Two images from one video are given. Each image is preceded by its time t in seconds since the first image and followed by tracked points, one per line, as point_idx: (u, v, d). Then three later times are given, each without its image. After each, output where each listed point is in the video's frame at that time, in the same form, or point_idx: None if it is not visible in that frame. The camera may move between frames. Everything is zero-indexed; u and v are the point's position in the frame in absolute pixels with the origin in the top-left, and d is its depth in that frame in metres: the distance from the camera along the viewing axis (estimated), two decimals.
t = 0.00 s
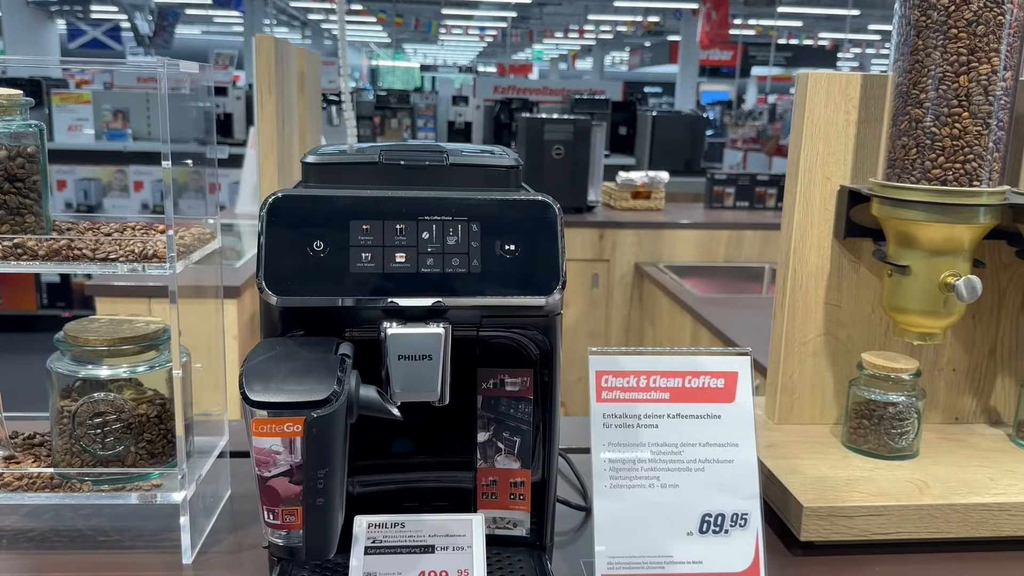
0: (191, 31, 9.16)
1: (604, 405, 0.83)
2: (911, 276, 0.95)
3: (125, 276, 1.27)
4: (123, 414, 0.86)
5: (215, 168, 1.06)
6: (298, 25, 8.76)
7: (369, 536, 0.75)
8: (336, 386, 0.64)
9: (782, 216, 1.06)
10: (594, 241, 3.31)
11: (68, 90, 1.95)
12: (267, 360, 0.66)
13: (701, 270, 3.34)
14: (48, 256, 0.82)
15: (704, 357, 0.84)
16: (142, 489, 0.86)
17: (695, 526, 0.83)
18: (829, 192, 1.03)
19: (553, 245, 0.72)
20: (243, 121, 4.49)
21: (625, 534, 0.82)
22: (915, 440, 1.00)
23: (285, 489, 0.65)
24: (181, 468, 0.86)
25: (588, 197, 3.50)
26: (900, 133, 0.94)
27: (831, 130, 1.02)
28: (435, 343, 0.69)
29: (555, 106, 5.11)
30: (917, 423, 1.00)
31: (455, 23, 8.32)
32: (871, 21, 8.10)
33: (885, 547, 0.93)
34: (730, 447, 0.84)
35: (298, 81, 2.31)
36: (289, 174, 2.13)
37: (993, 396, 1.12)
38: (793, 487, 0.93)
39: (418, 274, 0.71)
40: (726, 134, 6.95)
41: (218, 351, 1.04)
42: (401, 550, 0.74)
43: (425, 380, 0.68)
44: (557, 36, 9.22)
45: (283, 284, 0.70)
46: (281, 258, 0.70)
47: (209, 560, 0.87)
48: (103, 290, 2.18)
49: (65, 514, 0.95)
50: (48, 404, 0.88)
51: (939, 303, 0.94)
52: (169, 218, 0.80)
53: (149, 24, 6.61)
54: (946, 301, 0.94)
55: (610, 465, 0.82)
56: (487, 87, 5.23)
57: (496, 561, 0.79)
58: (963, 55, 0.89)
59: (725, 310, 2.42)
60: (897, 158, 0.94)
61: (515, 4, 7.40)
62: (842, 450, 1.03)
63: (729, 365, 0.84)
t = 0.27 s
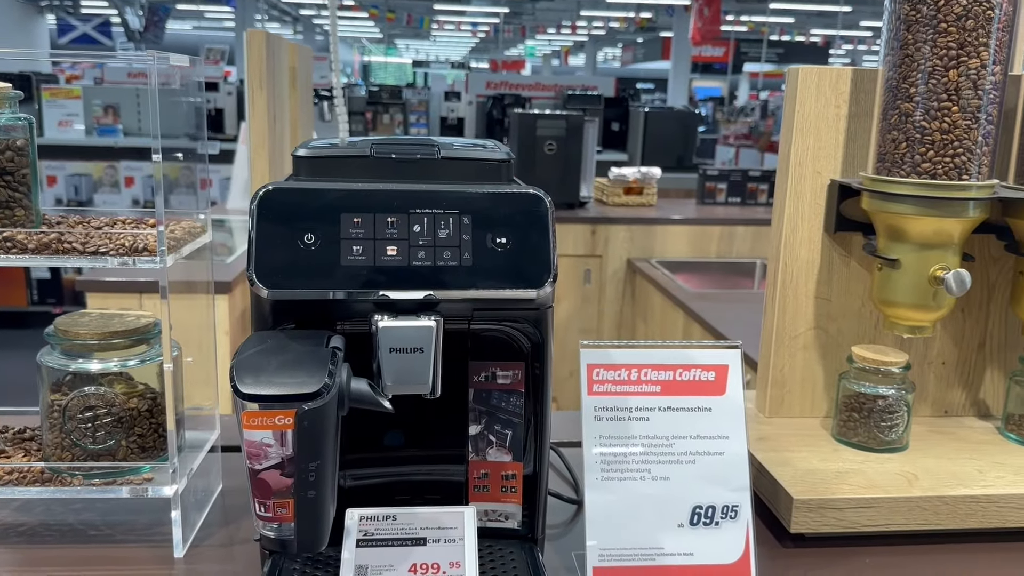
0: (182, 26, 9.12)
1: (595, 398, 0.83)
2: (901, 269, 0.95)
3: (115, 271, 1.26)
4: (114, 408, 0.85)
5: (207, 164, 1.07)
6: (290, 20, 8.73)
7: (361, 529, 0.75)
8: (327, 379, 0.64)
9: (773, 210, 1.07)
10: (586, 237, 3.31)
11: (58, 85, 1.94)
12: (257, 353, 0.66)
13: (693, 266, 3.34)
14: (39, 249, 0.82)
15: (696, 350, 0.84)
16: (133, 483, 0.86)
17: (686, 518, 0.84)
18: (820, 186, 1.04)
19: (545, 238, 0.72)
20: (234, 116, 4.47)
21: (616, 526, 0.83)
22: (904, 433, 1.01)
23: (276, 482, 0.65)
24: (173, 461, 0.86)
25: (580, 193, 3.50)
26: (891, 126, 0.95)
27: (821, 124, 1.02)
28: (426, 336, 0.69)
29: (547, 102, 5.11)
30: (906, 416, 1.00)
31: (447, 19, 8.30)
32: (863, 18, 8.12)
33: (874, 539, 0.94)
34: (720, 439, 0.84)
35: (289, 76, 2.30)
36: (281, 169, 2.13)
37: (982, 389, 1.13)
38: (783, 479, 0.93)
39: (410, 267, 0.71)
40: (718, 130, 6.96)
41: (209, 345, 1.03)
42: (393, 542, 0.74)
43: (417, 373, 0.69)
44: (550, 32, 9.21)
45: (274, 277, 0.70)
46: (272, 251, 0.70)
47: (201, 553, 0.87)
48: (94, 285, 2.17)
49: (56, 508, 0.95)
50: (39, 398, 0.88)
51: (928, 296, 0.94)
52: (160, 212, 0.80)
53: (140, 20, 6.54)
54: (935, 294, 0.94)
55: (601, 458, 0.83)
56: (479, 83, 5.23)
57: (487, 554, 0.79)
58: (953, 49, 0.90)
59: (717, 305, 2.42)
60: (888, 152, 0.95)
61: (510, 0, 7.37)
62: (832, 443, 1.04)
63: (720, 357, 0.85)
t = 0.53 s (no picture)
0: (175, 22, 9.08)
1: (591, 391, 0.84)
2: (894, 262, 0.96)
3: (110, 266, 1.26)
4: (110, 402, 0.85)
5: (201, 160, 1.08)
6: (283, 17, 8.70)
7: (358, 521, 0.75)
8: (325, 371, 0.64)
9: (767, 204, 1.07)
10: (580, 233, 3.32)
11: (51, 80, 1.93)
12: (255, 346, 0.66)
13: (687, 262, 3.35)
14: (35, 243, 0.82)
15: (690, 342, 0.85)
16: (128, 477, 0.86)
17: (681, 510, 0.84)
18: (814, 180, 1.04)
19: (541, 232, 0.72)
20: (227, 112, 4.46)
21: (612, 518, 0.83)
22: (898, 425, 1.01)
23: (274, 475, 0.66)
24: (167, 456, 0.86)
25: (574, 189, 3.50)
26: (884, 121, 0.95)
27: (815, 118, 1.03)
28: (423, 328, 0.69)
29: (541, 98, 5.11)
30: (899, 408, 1.01)
31: (441, 15, 8.29)
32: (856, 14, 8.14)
33: (868, 530, 0.94)
34: (715, 432, 0.85)
35: (283, 71, 2.30)
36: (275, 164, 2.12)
37: (975, 382, 1.13)
38: (778, 472, 0.94)
39: (406, 260, 0.71)
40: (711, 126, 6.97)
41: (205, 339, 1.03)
42: (390, 534, 0.75)
43: (414, 366, 0.69)
44: (544, 29, 9.21)
45: (271, 270, 0.70)
46: (269, 244, 0.70)
47: (198, 547, 0.87)
48: (87, 281, 2.16)
49: (52, 502, 0.94)
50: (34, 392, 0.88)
51: (921, 289, 0.95)
52: (155, 206, 0.79)
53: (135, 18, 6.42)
54: (929, 287, 0.95)
55: (597, 450, 0.83)
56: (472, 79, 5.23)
57: (484, 545, 0.80)
58: (946, 43, 0.90)
59: (710, 300, 2.43)
60: (881, 146, 0.95)
61: None
62: (826, 436, 1.04)
63: (714, 351, 0.86)
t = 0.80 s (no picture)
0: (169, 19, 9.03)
1: (590, 383, 0.84)
2: (891, 255, 0.96)
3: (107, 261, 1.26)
4: (111, 395, 0.86)
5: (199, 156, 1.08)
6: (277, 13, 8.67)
7: (360, 512, 0.76)
8: (327, 363, 0.65)
9: (764, 198, 1.08)
10: (576, 228, 3.32)
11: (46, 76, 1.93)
12: (257, 338, 0.67)
13: (682, 257, 3.36)
14: (36, 237, 0.82)
15: (687, 335, 0.86)
16: (130, 470, 0.86)
17: (679, 501, 0.85)
18: (810, 174, 1.05)
19: (541, 224, 0.73)
20: (222, 108, 4.44)
21: (611, 509, 0.84)
22: (894, 417, 1.02)
23: (277, 466, 0.66)
24: (171, 450, 0.86)
25: (569, 184, 3.50)
26: (880, 114, 0.96)
27: (812, 112, 1.03)
28: (424, 320, 0.69)
29: (536, 93, 5.11)
30: (896, 400, 1.02)
31: (436, 11, 8.27)
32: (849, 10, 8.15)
33: (865, 521, 0.95)
34: (713, 423, 0.86)
35: (278, 66, 2.30)
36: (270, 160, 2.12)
37: (970, 373, 1.14)
38: (775, 463, 0.95)
39: (408, 253, 0.71)
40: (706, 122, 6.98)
41: (204, 333, 1.04)
42: (391, 525, 0.75)
43: (415, 358, 0.70)
44: (538, 24, 9.19)
45: (273, 264, 0.70)
46: (271, 237, 0.70)
47: (199, 539, 0.88)
48: (83, 277, 2.16)
49: (53, 496, 0.95)
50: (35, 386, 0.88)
51: (917, 282, 0.96)
52: (155, 199, 0.80)
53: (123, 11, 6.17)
54: (924, 279, 0.96)
55: (596, 442, 0.84)
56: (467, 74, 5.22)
57: (484, 537, 0.80)
58: (942, 37, 0.91)
59: (706, 295, 2.44)
60: (877, 139, 0.96)
61: None
62: (823, 428, 1.05)
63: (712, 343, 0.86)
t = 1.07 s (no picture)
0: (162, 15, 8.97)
1: (585, 375, 0.85)
2: (883, 248, 0.97)
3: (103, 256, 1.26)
4: (108, 389, 0.86)
5: (193, 151, 1.09)
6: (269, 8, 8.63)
7: (357, 504, 0.77)
8: (324, 356, 0.65)
9: (758, 192, 1.08)
10: (571, 223, 3.33)
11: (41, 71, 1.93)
12: (254, 332, 0.67)
13: (677, 251, 3.37)
14: (33, 232, 0.82)
15: (684, 328, 0.86)
16: (127, 464, 0.87)
17: (674, 492, 0.85)
18: (804, 167, 1.05)
19: (537, 219, 0.73)
20: (217, 103, 4.44)
21: (607, 500, 0.84)
22: (887, 409, 1.03)
23: (275, 458, 0.67)
24: (167, 444, 0.86)
25: (564, 179, 3.51)
26: (873, 108, 0.97)
27: (805, 106, 1.04)
28: (420, 314, 0.70)
29: (531, 88, 5.11)
30: (889, 392, 1.02)
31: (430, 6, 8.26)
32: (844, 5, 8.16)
33: (858, 512, 0.96)
34: (707, 415, 0.87)
35: (273, 61, 2.29)
36: (266, 155, 2.12)
37: (962, 366, 1.15)
38: (769, 455, 0.95)
39: (404, 246, 0.72)
40: (700, 118, 6.99)
41: (200, 327, 1.04)
42: (388, 517, 0.76)
43: (412, 351, 0.70)
44: (533, 19, 9.19)
45: (270, 257, 0.70)
46: (267, 230, 0.70)
47: (197, 532, 0.88)
48: (78, 273, 2.16)
49: (51, 489, 0.95)
50: (33, 381, 0.88)
51: (909, 275, 0.97)
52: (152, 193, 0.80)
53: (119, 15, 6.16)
54: (917, 273, 0.96)
55: (591, 434, 0.85)
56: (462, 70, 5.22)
57: (481, 528, 0.81)
58: (934, 31, 0.92)
59: (701, 289, 2.45)
60: (870, 134, 0.97)
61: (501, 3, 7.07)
62: (816, 420, 1.06)
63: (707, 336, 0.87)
